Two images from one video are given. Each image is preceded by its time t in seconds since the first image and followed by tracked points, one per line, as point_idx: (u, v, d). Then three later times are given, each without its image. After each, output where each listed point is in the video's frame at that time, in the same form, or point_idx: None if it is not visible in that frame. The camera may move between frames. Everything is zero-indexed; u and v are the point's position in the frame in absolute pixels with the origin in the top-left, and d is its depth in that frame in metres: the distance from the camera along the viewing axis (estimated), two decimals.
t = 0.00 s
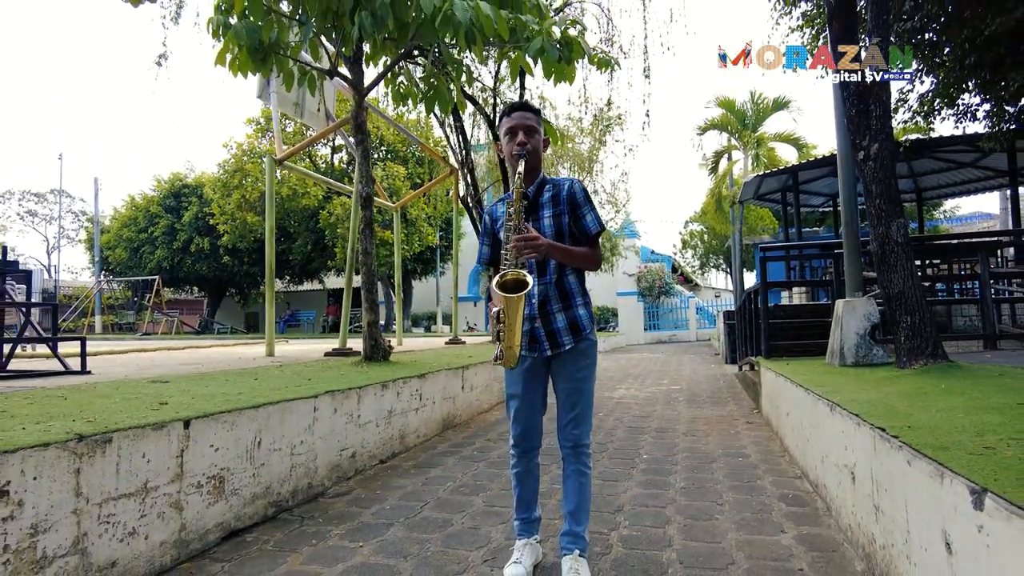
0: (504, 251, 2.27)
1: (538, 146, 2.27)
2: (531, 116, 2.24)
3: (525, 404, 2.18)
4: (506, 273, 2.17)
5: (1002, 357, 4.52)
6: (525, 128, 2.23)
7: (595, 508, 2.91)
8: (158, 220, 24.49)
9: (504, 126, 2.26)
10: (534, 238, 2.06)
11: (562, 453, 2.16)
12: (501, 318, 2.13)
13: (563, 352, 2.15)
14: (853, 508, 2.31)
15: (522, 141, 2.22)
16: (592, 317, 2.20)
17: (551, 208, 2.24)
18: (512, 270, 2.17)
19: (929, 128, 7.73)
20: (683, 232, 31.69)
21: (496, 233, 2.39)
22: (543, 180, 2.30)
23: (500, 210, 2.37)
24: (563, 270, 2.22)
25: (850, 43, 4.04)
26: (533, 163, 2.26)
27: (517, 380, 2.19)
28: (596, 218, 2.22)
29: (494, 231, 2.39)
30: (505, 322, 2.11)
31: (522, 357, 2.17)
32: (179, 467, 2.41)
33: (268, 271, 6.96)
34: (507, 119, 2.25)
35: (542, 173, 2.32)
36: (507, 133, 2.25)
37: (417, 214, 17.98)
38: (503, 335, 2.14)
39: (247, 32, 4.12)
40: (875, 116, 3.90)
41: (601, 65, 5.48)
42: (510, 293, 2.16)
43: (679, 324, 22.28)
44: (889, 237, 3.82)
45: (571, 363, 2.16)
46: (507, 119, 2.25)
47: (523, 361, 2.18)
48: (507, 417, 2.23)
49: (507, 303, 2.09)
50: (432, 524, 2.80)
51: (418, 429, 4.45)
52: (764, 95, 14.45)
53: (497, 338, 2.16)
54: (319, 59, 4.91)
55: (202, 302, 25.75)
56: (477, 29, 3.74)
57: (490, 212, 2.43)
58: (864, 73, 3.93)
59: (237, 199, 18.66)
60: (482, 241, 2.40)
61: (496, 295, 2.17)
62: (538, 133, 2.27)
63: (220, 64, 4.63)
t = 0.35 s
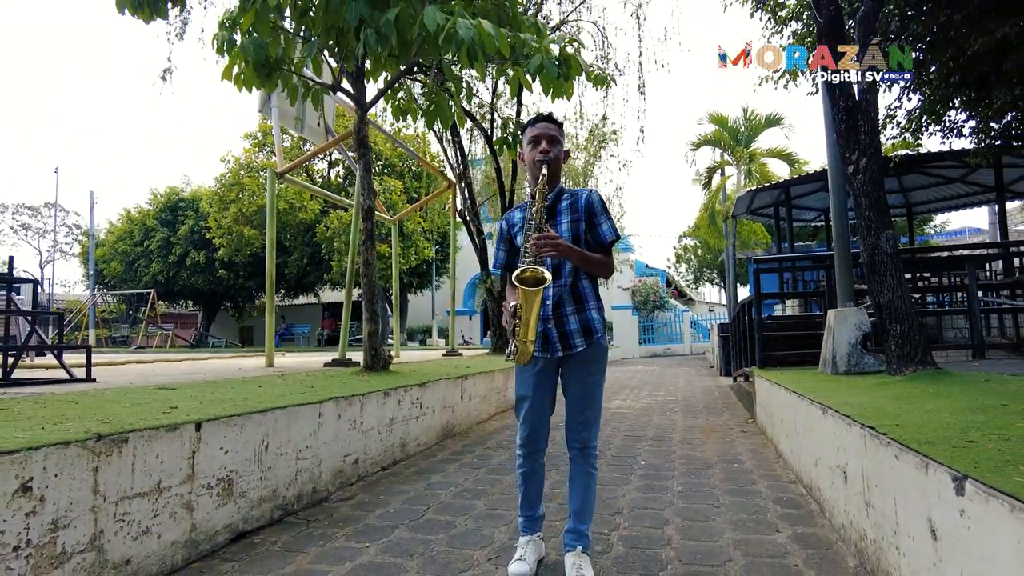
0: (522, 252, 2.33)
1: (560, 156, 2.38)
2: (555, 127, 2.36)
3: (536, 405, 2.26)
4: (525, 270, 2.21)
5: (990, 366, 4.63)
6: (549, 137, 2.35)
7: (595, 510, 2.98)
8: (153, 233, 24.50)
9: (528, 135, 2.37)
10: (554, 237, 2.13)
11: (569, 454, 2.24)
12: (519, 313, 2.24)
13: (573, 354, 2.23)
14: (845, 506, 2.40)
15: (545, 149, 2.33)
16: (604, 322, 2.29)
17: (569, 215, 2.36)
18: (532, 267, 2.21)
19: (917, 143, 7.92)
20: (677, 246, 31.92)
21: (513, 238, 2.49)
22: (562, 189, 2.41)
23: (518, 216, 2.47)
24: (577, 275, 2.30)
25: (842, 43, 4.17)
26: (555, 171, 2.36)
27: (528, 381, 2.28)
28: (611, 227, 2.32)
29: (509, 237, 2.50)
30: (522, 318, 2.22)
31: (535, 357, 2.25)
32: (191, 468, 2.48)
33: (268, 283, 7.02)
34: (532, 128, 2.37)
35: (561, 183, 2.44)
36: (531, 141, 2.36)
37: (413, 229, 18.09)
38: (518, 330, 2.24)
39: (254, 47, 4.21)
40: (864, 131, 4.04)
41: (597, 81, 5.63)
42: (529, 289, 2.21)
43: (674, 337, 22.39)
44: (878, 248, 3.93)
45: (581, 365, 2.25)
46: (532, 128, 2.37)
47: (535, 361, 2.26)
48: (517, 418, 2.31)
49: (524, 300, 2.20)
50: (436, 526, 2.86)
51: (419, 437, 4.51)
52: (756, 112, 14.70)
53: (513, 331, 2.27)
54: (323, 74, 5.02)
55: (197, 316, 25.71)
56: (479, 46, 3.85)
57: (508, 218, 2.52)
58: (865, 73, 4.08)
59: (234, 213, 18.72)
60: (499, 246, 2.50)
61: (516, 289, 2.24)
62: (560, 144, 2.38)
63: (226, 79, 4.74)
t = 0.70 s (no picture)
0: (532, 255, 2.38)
1: (570, 159, 2.43)
2: (565, 129, 2.40)
3: (541, 403, 2.31)
4: (539, 278, 2.22)
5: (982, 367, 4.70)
6: (560, 140, 2.39)
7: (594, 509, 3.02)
8: (148, 238, 24.45)
9: (538, 137, 2.41)
10: (566, 245, 2.17)
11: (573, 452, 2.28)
12: (530, 321, 2.22)
13: (579, 355, 2.27)
14: (839, 503, 2.45)
15: (556, 153, 2.38)
16: (610, 324, 2.33)
17: (578, 219, 2.41)
18: (545, 275, 2.23)
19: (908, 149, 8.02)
20: (672, 251, 32.05)
21: (522, 239, 2.54)
22: (572, 192, 2.46)
23: (528, 217, 2.51)
24: (585, 277, 2.35)
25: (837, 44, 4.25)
26: (565, 174, 2.41)
27: (535, 380, 2.33)
28: (620, 231, 2.38)
29: (518, 238, 2.55)
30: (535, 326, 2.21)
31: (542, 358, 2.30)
32: (195, 467, 2.51)
33: (266, 287, 7.03)
34: (542, 130, 2.41)
35: (570, 186, 2.48)
36: (541, 144, 2.40)
37: (408, 234, 18.19)
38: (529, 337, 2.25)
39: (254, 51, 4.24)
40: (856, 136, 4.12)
41: (593, 87, 5.70)
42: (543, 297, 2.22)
43: (668, 342, 22.48)
44: (871, 252, 3.99)
45: (587, 364, 2.29)
46: (542, 130, 2.41)
47: (543, 361, 2.31)
48: (522, 417, 2.36)
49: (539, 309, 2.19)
50: (436, 525, 2.89)
51: (417, 439, 4.54)
52: (750, 118, 14.82)
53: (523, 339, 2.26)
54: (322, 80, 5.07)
55: (191, 321, 25.65)
56: (478, 51, 3.89)
57: (518, 219, 2.57)
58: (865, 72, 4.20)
59: (229, 218, 18.73)
60: (508, 247, 2.54)
61: (528, 298, 2.25)
62: (570, 146, 2.43)
63: (226, 83, 4.78)
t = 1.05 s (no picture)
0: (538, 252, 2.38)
1: (578, 157, 2.42)
2: (574, 127, 2.38)
3: (539, 400, 2.30)
4: (541, 272, 2.25)
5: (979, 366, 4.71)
6: (568, 138, 2.38)
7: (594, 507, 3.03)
8: (144, 238, 24.39)
9: (547, 135, 2.41)
10: (571, 242, 2.19)
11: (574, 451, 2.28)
12: (531, 314, 2.25)
13: (580, 352, 2.27)
14: (838, 499, 2.46)
15: (564, 151, 2.36)
16: (612, 322, 2.33)
17: (584, 218, 2.42)
18: (548, 270, 2.25)
19: (905, 150, 8.06)
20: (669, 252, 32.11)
21: (527, 237, 2.54)
22: (578, 192, 2.48)
23: (534, 215, 2.55)
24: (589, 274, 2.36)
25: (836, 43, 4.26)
26: (572, 172, 2.41)
27: (534, 377, 2.32)
28: (626, 230, 2.38)
29: (523, 235, 2.56)
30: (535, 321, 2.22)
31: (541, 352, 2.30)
32: (196, 465, 2.51)
33: (265, 287, 7.02)
34: (550, 128, 2.40)
35: (577, 184, 2.50)
36: (549, 142, 2.40)
37: (405, 233, 18.20)
38: (529, 332, 2.27)
39: (254, 50, 4.23)
40: (854, 136, 4.14)
41: (592, 87, 5.73)
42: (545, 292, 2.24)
43: (665, 342, 22.55)
44: (868, 251, 4.01)
45: (587, 362, 2.29)
46: (550, 128, 2.39)
47: (543, 357, 2.31)
48: (519, 414, 2.35)
49: (540, 304, 2.19)
50: (437, 523, 2.90)
51: (417, 437, 4.55)
52: (747, 118, 14.85)
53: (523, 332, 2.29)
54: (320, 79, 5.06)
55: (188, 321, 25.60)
56: (478, 51, 3.89)
57: (524, 216, 2.58)
58: (864, 73, 4.17)
59: (226, 218, 18.70)
60: (513, 244, 2.54)
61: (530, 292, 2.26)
62: (579, 145, 2.43)
63: (225, 82, 4.78)
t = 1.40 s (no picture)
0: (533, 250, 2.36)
1: (575, 156, 2.41)
2: (572, 127, 2.39)
3: (532, 399, 2.27)
4: (538, 270, 2.25)
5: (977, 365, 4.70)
6: (566, 137, 2.37)
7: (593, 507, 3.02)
8: (141, 237, 24.33)
9: (544, 133, 2.40)
10: (566, 240, 2.16)
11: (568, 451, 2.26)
12: (526, 311, 2.23)
13: (573, 351, 2.25)
14: (839, 499, 2.45)
15: (561, 149, 2.36)
16: (605, 321, 2.31)
17: (578, 217, 2.39)
18: (545, 268, 2.25)
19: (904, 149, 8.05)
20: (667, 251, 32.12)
21: (520, 235, 2.51)
22: (573, 190, 2.45)
23: (527, 213, 2.50)
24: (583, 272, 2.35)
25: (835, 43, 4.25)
26: (568, 171, 2.39)
27: (526, 376, 2.28)
28: (619, 232, 2.38)
29: (516, 234, 2.53)
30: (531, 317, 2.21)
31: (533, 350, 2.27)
32: (192, 465, 2.49)
33: (262, 285, 6.99)
34: (548, 126, 2.39)
35: (572, 183, 2.47)
36: (546, 139, 2.39)
37: (403, 233, 18.17)
38: (523, 329, 2.25)
39: (251, 49, 4.21)
40: (853, 135, 4.13)
41: (590, 86, 5.71)
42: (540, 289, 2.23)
43: (663, 341, 22.65)
44: (868, 250, 4.00)
45: (581, 362, 2.27)
46: (548, 126, 2.39)
47: (535, 356, 2.28)
48: (510, 414, 2.30)
49: (535, 300, 2.19)
50: (435, 523, 2.89)
51: (415, 437, 4.53)
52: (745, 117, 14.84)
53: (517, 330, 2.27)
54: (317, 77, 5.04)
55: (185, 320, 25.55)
56: (476, 49, 3.87)
57: (518, 214, 2.55)
58: (864, 73, 4.14)
59: (224, 217, 18.66)
60: (506, 242, 2.52)
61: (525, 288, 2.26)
62: (575, 144, 2.42)
63: (222, 80, 4.76)
